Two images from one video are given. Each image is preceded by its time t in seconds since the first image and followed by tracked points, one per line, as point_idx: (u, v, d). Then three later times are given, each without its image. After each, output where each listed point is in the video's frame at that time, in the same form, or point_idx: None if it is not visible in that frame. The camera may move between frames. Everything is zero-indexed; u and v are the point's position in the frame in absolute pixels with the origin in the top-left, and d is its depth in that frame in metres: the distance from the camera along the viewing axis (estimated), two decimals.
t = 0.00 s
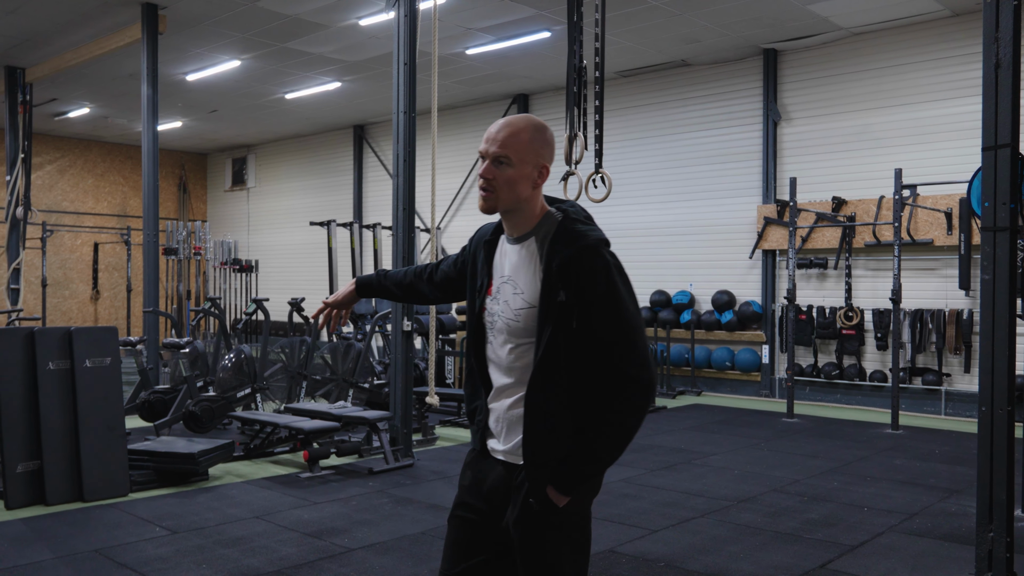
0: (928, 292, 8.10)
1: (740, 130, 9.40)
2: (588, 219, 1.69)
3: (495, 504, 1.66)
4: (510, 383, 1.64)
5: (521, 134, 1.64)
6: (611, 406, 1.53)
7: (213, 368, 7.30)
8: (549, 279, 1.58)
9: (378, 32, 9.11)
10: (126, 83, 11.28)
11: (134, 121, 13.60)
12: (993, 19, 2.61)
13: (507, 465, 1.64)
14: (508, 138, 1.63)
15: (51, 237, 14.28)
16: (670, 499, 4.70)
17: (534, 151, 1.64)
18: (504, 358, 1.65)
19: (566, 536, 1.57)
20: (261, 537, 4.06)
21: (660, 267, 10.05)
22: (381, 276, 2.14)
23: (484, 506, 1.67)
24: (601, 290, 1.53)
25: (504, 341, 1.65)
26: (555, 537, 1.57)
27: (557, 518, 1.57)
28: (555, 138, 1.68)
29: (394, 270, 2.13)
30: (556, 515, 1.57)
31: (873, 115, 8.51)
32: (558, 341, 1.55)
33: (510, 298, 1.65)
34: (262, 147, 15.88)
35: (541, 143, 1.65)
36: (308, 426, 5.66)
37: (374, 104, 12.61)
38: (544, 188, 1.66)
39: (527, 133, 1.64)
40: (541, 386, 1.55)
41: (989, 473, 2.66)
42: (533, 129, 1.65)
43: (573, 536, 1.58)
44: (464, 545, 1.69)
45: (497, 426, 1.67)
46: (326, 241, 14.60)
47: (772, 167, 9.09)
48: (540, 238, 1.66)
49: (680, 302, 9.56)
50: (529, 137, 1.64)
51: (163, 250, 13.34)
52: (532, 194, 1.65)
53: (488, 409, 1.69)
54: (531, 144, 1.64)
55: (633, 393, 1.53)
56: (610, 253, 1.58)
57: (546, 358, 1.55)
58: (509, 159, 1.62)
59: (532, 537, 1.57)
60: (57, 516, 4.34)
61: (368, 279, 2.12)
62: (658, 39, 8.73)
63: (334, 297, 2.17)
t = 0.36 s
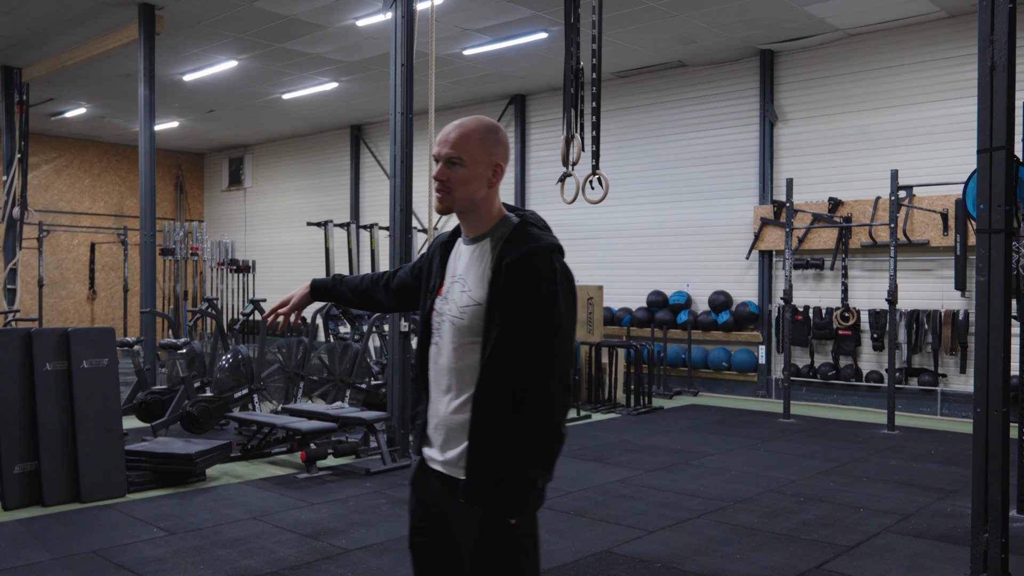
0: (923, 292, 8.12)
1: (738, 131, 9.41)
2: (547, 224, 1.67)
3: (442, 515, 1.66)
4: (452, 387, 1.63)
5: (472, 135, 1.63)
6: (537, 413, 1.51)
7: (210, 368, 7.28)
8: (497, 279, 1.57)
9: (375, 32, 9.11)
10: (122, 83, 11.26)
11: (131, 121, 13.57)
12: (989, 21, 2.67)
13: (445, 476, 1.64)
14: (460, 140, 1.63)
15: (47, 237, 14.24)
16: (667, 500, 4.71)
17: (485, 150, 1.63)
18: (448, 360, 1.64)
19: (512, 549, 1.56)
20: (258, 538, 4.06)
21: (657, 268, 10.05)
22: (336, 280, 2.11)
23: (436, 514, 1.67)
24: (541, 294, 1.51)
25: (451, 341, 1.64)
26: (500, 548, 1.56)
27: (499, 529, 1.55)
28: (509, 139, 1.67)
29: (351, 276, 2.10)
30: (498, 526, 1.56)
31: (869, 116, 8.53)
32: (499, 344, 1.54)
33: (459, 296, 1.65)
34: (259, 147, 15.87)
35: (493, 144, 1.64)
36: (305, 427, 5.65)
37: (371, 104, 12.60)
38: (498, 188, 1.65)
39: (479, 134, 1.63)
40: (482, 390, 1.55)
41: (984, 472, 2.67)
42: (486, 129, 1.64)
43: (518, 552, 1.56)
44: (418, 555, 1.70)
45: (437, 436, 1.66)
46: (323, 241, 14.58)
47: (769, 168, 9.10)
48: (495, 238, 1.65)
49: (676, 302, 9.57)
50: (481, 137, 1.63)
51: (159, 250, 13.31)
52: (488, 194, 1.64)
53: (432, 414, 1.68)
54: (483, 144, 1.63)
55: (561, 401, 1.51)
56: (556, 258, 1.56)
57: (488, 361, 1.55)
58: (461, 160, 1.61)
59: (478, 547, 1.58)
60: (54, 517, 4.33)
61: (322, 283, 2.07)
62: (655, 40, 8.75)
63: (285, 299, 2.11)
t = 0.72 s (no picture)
0: (923, 292, 8.13)
1: (739, 130, 9.40)
2: (508, 239, 1.66)
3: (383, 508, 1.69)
4: (401, 389, 1.63)
5: (410, 141, 1.63)
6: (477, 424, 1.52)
7: (212, 369, 7.29)
8: (454, 283, 1.57)
9: (374, 32, 9.12)
10: (123, 84, 11.27)
11: (131, 122, 13.58)
12: (989, 22, 2.67)
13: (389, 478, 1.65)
14: (401, 150, 1.65)
15: (48, 238, 14.26)
16: (668, 500, 4.72)
17: (411, 161, 1.63)
18: (402, 362, 1.64)
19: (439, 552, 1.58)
20: (261, 539, 4.07)
21: (657, 267, 10.05)
22: (304, 281, 2.11)
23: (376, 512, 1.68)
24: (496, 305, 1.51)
25: (405, 344, 1.64)
26: (427, 552, 1.58)
27: (429, 533, 1.57)
28: (455, 148, 1.62)
29: (321, 274, 2.10)
30: (428, 530, 1.57)
31: (870, 115, 8.53)
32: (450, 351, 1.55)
33: (417, 300, 1.64)
34: (259, 147, 15.88)
35: (429, 151, 1.61)
36: (306, 427, 5.65)
37: (372, 104, 12.60)
38: (433, 195, 1.63)
39: (416, 140, 1.62)
40: (426, 392, 1.56)
41: (985, 472, 2.68)
42: (428, 136, 1.62)
43: (444, 556, 1.59)
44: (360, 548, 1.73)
45: (385, 438, 1.67)
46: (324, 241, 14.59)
47: (769, 168, 9.11)
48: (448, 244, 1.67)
49: (677, 302, 9.58)
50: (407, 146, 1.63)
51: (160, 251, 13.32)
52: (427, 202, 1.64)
53: (381, 416, 1.68)
54: (416, 151, 1.62)
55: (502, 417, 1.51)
56: (518, 270, 1.56)
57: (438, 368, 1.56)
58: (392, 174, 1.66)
59: (406, 549, 1.60)
60: (57, 518, 4.35)
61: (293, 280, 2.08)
62: (655, 40, 8.75)
63: (251, 295, 2.08)
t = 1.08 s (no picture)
0: (926, 289, 8.12)
1: (742, 127, 9.40)
2: (500, 229, 1.64)
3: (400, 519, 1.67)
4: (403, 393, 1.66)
5: (407, 131, 1.63)
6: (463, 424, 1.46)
7: (214, 368, 7.30)
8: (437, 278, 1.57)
9: (375, 31, 9.13)
10: (124, 83, 11.28)
11: (133, 121, 13.60)
12: (994, 21, 2.68)
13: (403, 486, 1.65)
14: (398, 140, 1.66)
15: (49, 237, 14.29)
16: (672, 497, 4.73)
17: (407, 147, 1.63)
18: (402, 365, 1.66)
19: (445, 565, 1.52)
20: (266, 537, 4.08)
21: (659, 265, 10.06)
22: (366, 248, 2.20)
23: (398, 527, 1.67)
24: (472, 297, 1.48)
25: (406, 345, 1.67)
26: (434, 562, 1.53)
27: (432, 543, 1.52)
28: (448, 140, 1.59)
29: (380, 244, 2.17)
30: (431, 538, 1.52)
31: (872, 112, 8.52)
32: (436, 349, 1.54)
33: (412, 300, 1.67)
34: (261, 146, 15.89)
35: (421, 143, 1.60)
36: (310, 426, 5.67)
37: (373, 103, 12.61)
38: (425, 186, 1.63)
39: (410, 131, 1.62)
40: (413, 392, 1.55)
41: (990, 470, 2.69)
42: (426, 125, 1.60)
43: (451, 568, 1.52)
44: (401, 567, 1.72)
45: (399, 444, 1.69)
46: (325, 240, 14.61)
47: (771, 166, 9.11)
48: (442, 237, 1.67)
49: (678, 300, 9.57)
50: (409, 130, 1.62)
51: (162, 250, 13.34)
52: (419, 193, 1.64)
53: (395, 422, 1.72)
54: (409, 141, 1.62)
55: (488, 414, 1.45)
56: (500, 259, 1.52)
57: (427, 370, 1.55)
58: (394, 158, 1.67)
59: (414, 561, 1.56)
60: (62, 517, 4.36)
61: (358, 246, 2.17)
62: (657, 37, 8.75)
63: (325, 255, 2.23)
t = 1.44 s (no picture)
0: (936, 289, 8.09)
1: (750, 127, 9.38)
2: (522, 229, 1.55)
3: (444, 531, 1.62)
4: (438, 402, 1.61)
5: (424, 130, 1.59)
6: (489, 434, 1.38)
7: (223, 368, 7.33)
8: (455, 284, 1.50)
9: (383, 32, 9.15)
10: (134, 84, 11.34)
11: (142, 122, 13.67)
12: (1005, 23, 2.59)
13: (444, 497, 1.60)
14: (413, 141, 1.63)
15: (59, 238, 14.37)
16: (680, 498, 4.73)
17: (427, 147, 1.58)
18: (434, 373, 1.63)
19: None
20: (276, 538, 4.10)
21: (667, 265, 10.05)
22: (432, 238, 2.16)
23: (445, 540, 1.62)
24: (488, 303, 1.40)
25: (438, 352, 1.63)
26: None
27: (470, 555, 1.46)
28: (460, 137, 1.54)
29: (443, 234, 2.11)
30: (468, 550, 1.46)
31: (882, 113, 8.49)
32: (457, 359, 1.47)
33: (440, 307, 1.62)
34: (269, 147, 15.95)
35: (434, 141, 1.56)
36: (320, 427, 5.69)
37: (381, 104, 12.64)
38: (444, 186, 1.58)
39: (424, 130, 1.58)
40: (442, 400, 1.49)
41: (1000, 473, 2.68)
42: (444, 123, 1.56)
43: None
44: None
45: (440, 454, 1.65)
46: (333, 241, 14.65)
47: (780, 167, 9.09)
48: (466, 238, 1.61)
49: (687, 300, 9.56)
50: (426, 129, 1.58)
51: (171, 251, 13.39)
52: (441, 193, 1.60)
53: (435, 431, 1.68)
54: (424, 142, 1.58)
55: (514, 425, 1.35)
56: (516, 261, 1.42)
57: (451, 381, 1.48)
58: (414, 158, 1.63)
59: None
60: (73, 517, 4.39)
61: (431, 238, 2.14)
62: (665, 38, 8.75)
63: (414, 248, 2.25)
